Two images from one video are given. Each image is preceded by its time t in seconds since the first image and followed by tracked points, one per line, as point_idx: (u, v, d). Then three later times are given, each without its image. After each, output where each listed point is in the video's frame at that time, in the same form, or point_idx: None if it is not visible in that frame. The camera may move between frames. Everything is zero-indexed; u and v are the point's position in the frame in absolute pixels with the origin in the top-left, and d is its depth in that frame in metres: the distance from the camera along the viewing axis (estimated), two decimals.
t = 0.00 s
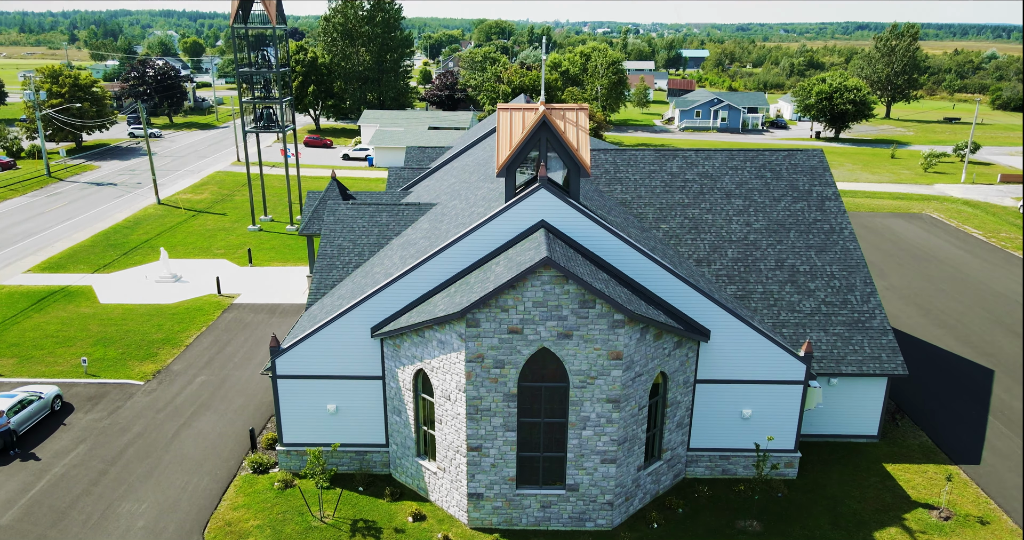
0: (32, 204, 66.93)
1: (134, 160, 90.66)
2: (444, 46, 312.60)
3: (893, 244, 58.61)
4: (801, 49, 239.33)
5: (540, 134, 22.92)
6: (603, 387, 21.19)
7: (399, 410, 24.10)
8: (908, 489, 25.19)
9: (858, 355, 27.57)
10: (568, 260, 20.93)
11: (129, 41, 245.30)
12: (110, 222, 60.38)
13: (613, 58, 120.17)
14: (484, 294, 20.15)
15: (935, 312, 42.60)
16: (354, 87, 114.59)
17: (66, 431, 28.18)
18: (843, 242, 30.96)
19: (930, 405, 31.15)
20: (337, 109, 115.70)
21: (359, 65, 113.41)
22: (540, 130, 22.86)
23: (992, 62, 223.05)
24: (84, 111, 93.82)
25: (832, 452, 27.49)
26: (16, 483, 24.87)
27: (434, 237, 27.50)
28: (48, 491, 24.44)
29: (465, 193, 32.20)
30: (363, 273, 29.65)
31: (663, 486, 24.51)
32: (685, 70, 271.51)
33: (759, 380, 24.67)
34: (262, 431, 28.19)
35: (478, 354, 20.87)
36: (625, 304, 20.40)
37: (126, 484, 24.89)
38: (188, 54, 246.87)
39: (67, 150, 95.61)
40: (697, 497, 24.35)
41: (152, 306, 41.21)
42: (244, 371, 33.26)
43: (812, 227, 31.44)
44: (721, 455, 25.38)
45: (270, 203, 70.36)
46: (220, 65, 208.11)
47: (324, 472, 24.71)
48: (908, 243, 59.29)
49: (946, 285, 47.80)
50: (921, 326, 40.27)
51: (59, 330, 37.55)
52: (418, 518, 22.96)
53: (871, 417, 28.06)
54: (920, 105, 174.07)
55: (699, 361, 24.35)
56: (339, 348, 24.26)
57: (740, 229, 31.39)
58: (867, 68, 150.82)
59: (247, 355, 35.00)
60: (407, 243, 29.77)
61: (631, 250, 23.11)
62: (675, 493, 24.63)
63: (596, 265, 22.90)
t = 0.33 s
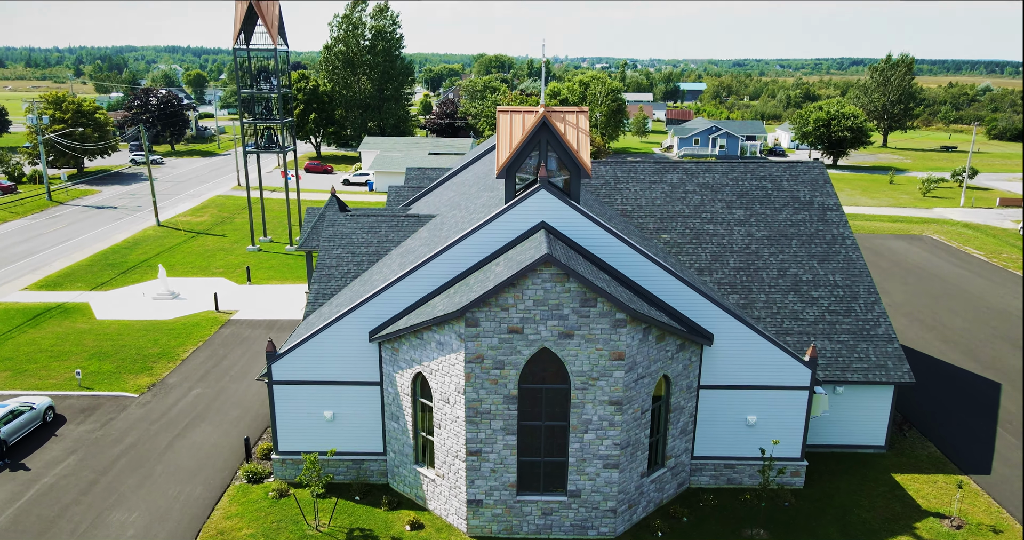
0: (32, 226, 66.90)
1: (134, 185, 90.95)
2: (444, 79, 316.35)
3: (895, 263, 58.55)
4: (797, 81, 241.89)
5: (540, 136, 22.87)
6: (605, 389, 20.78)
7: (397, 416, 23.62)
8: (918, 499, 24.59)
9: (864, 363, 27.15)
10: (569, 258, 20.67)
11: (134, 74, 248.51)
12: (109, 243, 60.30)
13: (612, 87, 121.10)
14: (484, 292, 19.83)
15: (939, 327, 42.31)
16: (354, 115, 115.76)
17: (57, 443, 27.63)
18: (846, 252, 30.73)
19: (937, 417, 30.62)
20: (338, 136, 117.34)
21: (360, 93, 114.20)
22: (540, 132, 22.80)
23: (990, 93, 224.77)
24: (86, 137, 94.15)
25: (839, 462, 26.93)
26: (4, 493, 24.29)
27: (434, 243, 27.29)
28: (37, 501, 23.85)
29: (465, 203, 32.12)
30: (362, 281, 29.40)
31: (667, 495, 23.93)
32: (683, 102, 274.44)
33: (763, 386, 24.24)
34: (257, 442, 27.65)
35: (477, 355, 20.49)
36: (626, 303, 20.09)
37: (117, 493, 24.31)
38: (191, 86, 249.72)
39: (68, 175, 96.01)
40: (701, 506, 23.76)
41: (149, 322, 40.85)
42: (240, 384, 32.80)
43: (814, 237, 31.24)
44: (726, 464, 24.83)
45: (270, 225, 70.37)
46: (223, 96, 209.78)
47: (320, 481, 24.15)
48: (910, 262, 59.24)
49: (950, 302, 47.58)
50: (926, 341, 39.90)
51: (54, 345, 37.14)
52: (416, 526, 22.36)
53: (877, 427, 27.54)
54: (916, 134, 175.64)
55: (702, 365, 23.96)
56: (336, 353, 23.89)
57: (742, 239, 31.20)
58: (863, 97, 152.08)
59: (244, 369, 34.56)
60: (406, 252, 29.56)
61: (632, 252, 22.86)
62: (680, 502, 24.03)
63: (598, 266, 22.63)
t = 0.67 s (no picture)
0: (31, 248, 66.81)
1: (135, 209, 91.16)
2: (445, 110, 319.53)
3: (896, 283, 58.52)
4: (794, 113, 243.91)
5: (540, 137, 22.92)
6: (608, 389, 20.41)
7: (397, 421, 23.19)
8: (928, 506, 24.04)
9: (870, 370, 26.77)
10: (569, 256, 20.44)
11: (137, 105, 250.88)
12: (107, 263, 60.17)
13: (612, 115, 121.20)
14: (484, 288, 19.58)
15: (943, 342, 42.04)
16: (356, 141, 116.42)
17: (49, 452, 27.11)
18: (849, 260, 30.52)
19: (945, 427, 30.13)
20: (340, 163, 118.63)
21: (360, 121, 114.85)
22: (541, 133, 22.87)
23: (987, 123, 226.23)
24: (87, 162, 94.68)
25: (846, 471, 26.41)
26: None
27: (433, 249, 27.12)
28: (26, 509, 23.30)
29: (465, 213, 32.08)
30: (361, 289, 29.14)
31: (672, 502, 23.40)
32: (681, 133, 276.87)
33: (768, 390, 23.84)
34: (253, 451, 27.14)
35: (477, 354, 20.17)
36: (629, 300, 19.81)
37: (109, 501, 23.77)
38: (194, 117, 252.03)
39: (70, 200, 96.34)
40: (707, 513, 23.23)
41: (146, 337, 40.49)
42: (237, 396, 32.36)
43: (816, 246, 31.05)
44: (732, 471, 24.32)
45: (269, 247, 70.35)
46: (225, 127, 211.24)
47: (317, 489, 23.61)
48: (912, 282, 59.22)
49: (953, 318, 47.40)
50: (931, 355, 39.51)
51: (49, 359, 36.74)
52: (414, 533, 21.81)
53: (884, 435, 27.06)
54: (913, 163, 176.85)
55: (705, 369, 23.60)
56: (334, 356, 23.55)
57: (744, 247, 31.00)
58: (860, 126, 153.17)
59: (242, 382, 34.14)
60: (406, 259, 29.39)
61: (634, 253, 22.65)
62: (685, 509, 23.49)
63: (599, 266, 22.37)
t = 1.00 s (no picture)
0: (31, 270, 66.78)
1: (134, 234, 91.26)
2: (445, 141, 322.33)
3: (898, 301, 58.51)
4: (792, 144, 246.19)
5: (541, 138, 23.39)
6: (611, 388, 20.08)
7: (396, 426, 22.80)
8: (938, 513, 23.53)
9: (875, 376, 26.42)
10: (570, 253, 20.25)
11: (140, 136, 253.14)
12: (106, 284, 60.06)
13: (612, 142, 121.75)
14: (484, 285, 19.37)
15: (947, 357, 41.76)
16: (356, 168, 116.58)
17: (41, 462, 26.63)
18: (851, 269, 30.36)
19: (953, 438, 29.66)
20: (339, 190, 119.16)
21: (360, 148, 115.40)
22: (540, 135, 23.33)
23: (984, 153, 227.47)
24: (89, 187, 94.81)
25: (854, 479, 25.92)
26: None
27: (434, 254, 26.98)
28: (16, 516, 22.80)
29: (465, 223, 32.07)
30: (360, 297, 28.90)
31: (676, 509, 22.90)
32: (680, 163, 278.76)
33: (773, 394, 23.50)
34: (249, 461, 26.66)
35: (478, 352, 19.88)
36: (631, 296, 19.57)
37: (101, 508, 23.28)
38: (196, 147, 253.99)
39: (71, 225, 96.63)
40: (712, 519, 22.73)
41: (143, 352, 40.17)
42: (234, 408, 31.94)
43: (818, 255, 30.90)
44: (737, 477, 23.85)
45: (270, 268, 70.39)
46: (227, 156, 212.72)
47: (313, 495, 23.11)
48: (914, 300, 59.19)
49: (956, 334, 47.22)
50: (935, 369, 39.14)
51: (45, 373, 36.36)
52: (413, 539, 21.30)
53: (892, 444, 26.60)
54: (911, 191, 177.85)
55: (709, 372, 23.28)
56: (333, 360, 23.24)
57: (745, 256, 30.83)
58: (858, 154, 154.35)
59: (239, 394, 33.75)
60: (405, 267, 29.23)
61: (636, 253, 22.48)
62: (690, 516, 22.98)
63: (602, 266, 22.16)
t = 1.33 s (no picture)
0: (30, 291, 66.57)
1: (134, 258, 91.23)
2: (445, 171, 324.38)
3: (900, 320, 58.43)
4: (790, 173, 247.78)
5: (541, 139, 24.17)
6: (614, 385, 19.80)
7: (395, 428, 22.44)
8: (948, 519, 23.07)
9: (880, 381, 26.10)
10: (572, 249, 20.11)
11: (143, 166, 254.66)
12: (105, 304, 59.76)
13: (611, 169, 122.51)
14: (485, 279, 19.20)
15: (952, 371, 41.43)
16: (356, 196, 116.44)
17: (33, 470, 26.16)
18: (853, 276, 30.24)
19: (961, 447, 29.24)
20: (341, 216, 120.53)
21: (361, 174, 115.52)
22: (541, 134, 24.12)
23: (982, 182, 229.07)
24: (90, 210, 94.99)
25: (861, 486, 25.47)
26: None
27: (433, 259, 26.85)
28: (7, 521, 22.31)
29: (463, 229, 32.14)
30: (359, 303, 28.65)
31: (680, 513, 22.44)
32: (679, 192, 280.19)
33: (778, 396, 23.18)
34: (245, 469, 26.21)
35: (478, 348, 19.65)
36: (633, 291, 19.38)
37: (93, 514, 22.81)
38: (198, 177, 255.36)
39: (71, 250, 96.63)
40: (718, 524, 22.26)
41: (140, 367, 39.80)
42: (231, 419, 31.52)
43: (820, 263, 30.79)
44: (742, 482, 23.41)
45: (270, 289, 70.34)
46: (229, 186, 213.87)
47: (310, 500, 22.66)
48: (917, 319, 59.05)
49: (960, 350, 47.01)
50: (941, 383, 38.78)
51: (40, 386, 35.98)
52: None
53: (898, 450, 26.19)
54: (910, 219, 178.48)
55: (712, 373, 23.00)
56: (332, 361, 22.97)
57: (747, 264, 30.71)
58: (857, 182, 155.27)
59: (236, 406, 33.35)
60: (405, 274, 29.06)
61: (638, 252, 22.34)
62: (695, 521, 22.51)
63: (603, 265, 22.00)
